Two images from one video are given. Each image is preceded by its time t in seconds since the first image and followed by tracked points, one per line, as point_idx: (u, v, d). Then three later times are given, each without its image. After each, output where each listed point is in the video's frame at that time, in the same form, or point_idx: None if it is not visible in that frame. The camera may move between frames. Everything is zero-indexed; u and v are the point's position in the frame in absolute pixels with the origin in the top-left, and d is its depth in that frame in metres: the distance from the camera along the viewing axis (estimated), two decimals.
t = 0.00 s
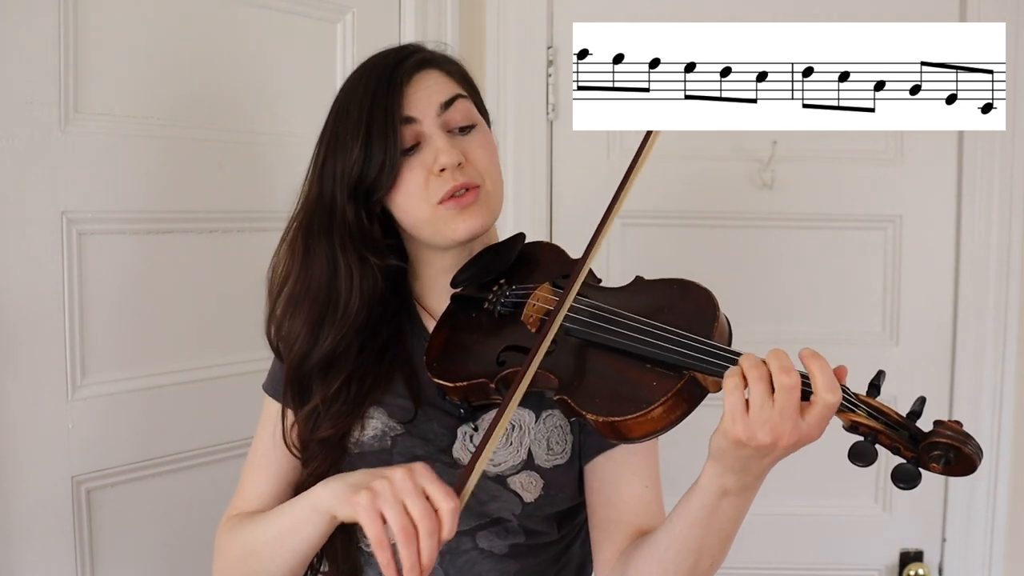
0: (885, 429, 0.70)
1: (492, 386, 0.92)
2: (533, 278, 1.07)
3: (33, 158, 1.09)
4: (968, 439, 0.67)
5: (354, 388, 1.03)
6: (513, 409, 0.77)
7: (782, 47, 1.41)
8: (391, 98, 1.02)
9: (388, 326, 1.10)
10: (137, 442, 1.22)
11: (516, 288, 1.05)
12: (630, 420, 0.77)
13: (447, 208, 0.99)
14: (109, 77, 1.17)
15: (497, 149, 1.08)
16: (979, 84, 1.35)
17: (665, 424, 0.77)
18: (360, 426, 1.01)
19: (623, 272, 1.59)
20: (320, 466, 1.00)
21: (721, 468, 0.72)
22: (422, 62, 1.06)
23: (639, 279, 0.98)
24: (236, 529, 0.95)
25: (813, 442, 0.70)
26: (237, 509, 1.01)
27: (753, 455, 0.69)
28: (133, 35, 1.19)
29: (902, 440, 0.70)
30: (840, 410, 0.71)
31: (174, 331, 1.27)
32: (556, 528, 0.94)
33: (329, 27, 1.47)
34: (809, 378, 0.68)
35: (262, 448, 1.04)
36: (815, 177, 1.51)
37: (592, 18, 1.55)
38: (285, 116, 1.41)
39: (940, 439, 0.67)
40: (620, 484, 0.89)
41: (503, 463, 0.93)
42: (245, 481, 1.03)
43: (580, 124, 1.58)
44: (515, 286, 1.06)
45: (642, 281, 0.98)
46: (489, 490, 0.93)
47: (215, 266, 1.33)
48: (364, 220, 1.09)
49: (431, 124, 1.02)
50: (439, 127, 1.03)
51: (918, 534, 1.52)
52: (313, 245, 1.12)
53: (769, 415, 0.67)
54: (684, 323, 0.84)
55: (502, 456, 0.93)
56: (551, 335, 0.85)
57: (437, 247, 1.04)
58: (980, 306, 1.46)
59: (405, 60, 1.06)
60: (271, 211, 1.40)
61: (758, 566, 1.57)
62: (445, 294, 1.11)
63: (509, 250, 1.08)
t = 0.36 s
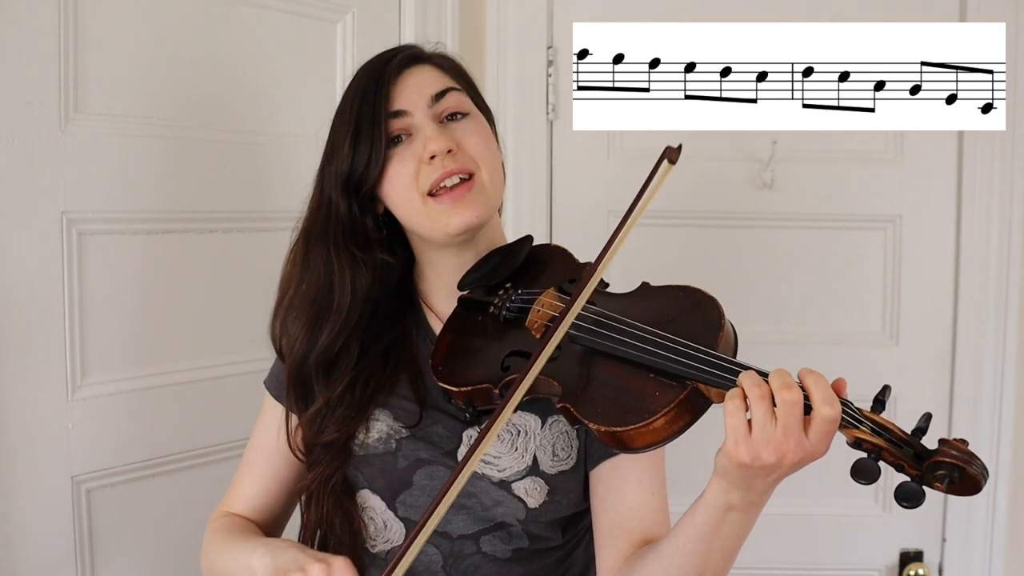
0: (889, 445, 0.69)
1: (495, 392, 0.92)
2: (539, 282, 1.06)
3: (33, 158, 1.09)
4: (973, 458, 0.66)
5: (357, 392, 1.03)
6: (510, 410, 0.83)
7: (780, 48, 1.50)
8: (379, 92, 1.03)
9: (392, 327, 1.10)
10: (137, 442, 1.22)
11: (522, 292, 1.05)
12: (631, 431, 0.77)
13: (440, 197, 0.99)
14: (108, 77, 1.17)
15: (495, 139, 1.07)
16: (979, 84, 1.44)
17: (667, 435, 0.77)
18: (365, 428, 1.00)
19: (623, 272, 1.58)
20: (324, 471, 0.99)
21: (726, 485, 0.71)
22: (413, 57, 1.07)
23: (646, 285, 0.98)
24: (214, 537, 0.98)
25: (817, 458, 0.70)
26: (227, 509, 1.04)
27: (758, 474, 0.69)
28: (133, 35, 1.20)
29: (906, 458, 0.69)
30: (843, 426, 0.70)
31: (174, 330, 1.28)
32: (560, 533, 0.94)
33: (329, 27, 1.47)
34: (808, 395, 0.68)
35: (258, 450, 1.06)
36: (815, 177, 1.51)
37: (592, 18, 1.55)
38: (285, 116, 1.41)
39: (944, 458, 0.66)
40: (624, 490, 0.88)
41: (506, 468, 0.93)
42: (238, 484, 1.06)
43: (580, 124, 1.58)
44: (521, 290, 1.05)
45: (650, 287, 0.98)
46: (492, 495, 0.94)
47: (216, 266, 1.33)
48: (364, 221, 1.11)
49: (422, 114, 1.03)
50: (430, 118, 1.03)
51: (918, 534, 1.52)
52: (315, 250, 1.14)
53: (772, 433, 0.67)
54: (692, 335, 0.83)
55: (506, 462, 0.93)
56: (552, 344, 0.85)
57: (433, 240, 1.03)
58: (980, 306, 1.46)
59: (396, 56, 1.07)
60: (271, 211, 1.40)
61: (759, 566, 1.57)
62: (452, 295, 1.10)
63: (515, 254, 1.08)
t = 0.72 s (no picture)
0: (890, 454, 0.69)
1: (496, 395, 0.92)
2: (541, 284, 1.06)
3: (33, 159, 1.09)
4: (975, 468, 0.66)
5: (359, 394, 1.03)
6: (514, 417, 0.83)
7: (781, 48, 1.50)
8: (387, 93, 1.03)
9: (393, 327, 1.10)
10: (137, 442, 1.22)
11: (523, 294, 1.05)
12: (632, 436, 0.77)
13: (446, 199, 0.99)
14: (108, 77, 1.17)
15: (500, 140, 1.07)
16: (979, 84, 1.44)
17: (668, 441, 0.77)
18: (367, 429, 1.00)
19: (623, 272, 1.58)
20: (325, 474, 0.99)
21: (725, 491, 0.72)
22: (419, 57, 1.07)
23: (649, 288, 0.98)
24: (214, 538, 0.98)
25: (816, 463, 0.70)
26: (228, 509, 1.04)
27: (757, 480, 0.69)
28: (133, 35, 1.20)
29: (908, 467, 0.69)
30: (843, 434, 0.71)
31: (174, 330, 1.28)
32: (561, 536, 0.94)
33: (328, 27, 1.47)
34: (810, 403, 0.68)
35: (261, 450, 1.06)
36: (815, 177, 1.51)
37: (592, 17, 1.55)
38: (285, 116, 1.41)
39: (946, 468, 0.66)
40: (625, 493, 0.88)
41: (507, 470, 0.94)
42: (240, 483, 1.06)
43: (580, 124, 1.58)
44: (523, 293, 1.05)
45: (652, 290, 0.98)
46: (494, 497, 0.94)
47: (216, 266, 1.33)
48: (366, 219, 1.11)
49: (429, 116, 1.02)
50: (437, 119, 1.03)
51: (917, 534, 1.52)
52: (316, 247, 1.14)
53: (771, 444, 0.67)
54: (695, 341, 0.82)
55: (507, 464, 0.94)
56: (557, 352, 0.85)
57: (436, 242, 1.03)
58: (980, 306, 1.46)
59: (403, 55, 1.07)
60: (271, 211, 1.40)
61: (759, 567, 1.57)
62: (454, 298, 1.10)
63: (516, 257, 1.08)
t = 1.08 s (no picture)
0: (900, 436, 0.69)
1: (502, 390, 0.92)
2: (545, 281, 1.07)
3: (33, 159, 1.09)
4: (985, 447, 0.66)
5: (361, 393, 1.02)
6: (528, 414, 0.78)
7: (782, 48, 1.42)
8: (403, 99, 1.02)
9: (397, 328, 1.10)
10: (138, 441, 1.22)
11: (527, 290, 1.05)
12: (641, 426, 0.77)
13: (459, 208, 1.00)
14: (109, 77, 1.17)
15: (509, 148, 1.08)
16: (980, 84, 1.32)
17: (677, 431, 0.76)
18: (370, 427, 1.00)
19: (624, 271, 1.58)
20: (328, 472, 1.00)
21: (735, 477, 0.72)
22: (433, 61, 1.06)
23: (652, 283, 0.99)
24: (235, 537, 0.95)
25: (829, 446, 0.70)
26: (240, 511, 1.01)
27: (767, 462, 0.70)
28: (134, 35, 1.20)
29: (918, 448, 0.69)
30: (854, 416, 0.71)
31: (173, 331, 1.28)
32: (563, 534, 0.94)
33: (328, 27, 1.47)
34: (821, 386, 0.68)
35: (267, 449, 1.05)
36: (814, 177, 1.51)
37: (592, 18, 1.56)
38: (285, 116, 1.41)
39: (956, 447, 0.66)
40: (628, 489, 0.88)
41: (512, 468, 0.93)
42: (249, 484, 1.04)
43: (580, 124, 1.57)
44: (526, 289, 1.05)
45: (656, 286, 0.99)
46: (498, 494, 0.93)
47: (216, 266, 1.33)
48: (374, 221, 1.10)
49: (444, 123, 1.02)
50: (451, 127, 1.03)
51: (917, 533, 1.52)
52: (320, 246, 1.13)
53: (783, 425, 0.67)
54: (698, 333, 0.83)
55: (511, 462, 0.93)
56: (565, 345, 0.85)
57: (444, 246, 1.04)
58: (980, 306, 1.46)
59: (418, 58, 1.06)
60: (272, 211, 1.40)
61: (759, 567, 1.57)
62: (456, 297, 1.11)
63: (519, 254, 1.09)
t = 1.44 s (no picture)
0: (905, 438, 0.69)
1: (506, 390, 0.92)
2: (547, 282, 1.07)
3: (32, 159, 1.09)
4: (989, 448, 0.67)
5: (364, 391, 1.02)
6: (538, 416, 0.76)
7: (783, 49, 1.43)
8: (408, 96, 1.02)
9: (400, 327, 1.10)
10: (138, 441, 1.22)
11: (530, 290, 1.05)
12: (646, 426, 0.77)
13: (462, 206, 1.00)
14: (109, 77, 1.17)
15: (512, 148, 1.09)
16: (980, 84, 1.38)
17: (680, 431, 0.77)
18: (372, 426, 1.00)
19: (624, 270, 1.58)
20: (329, 471, 1.00)
21: (737, 477, 0.72)
22: (438, 60, 1.06)
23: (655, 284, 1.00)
24: (243, 528, 0.94)
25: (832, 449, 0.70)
26: (242, 506, 1.01)
27: (769, 463, 0.69)
28: (133, 35, 1.20)
29: (923, 449, 0.69)
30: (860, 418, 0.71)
31: (173, 331, 1.27)
32: (564, 534, 0.94)
33: (329, 27, 1.47)
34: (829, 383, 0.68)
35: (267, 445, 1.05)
36: (814, 177, 1.51)
37: (592, 17, 1.56)
38: (285, 116, 1.41)
39: (960, 448, 0.67)
40: (629, 489, 0.89)
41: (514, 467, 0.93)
42: (250, 480, 1.03)
43: (580, 124, 1.57)
44: (530, 289, 1.05)
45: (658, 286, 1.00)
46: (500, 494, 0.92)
47: (216, 266, 1.33)
48: (378, 219, 1.10)
49: (448, 122, 1.02)
50: (455, 125, 1.03)
51: (918, 533, 1.52)
52: (325, 243, 1.12)
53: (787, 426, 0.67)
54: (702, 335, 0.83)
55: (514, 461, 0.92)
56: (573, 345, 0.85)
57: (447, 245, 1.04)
58: (980, 306, 1.46)
59: (422, 57, 1.06)
60: (272, 211, 1.40)
61: (759, 567, 1.57)
62: (459, 296, 1.11)
63: (522, 254, 1.09)
